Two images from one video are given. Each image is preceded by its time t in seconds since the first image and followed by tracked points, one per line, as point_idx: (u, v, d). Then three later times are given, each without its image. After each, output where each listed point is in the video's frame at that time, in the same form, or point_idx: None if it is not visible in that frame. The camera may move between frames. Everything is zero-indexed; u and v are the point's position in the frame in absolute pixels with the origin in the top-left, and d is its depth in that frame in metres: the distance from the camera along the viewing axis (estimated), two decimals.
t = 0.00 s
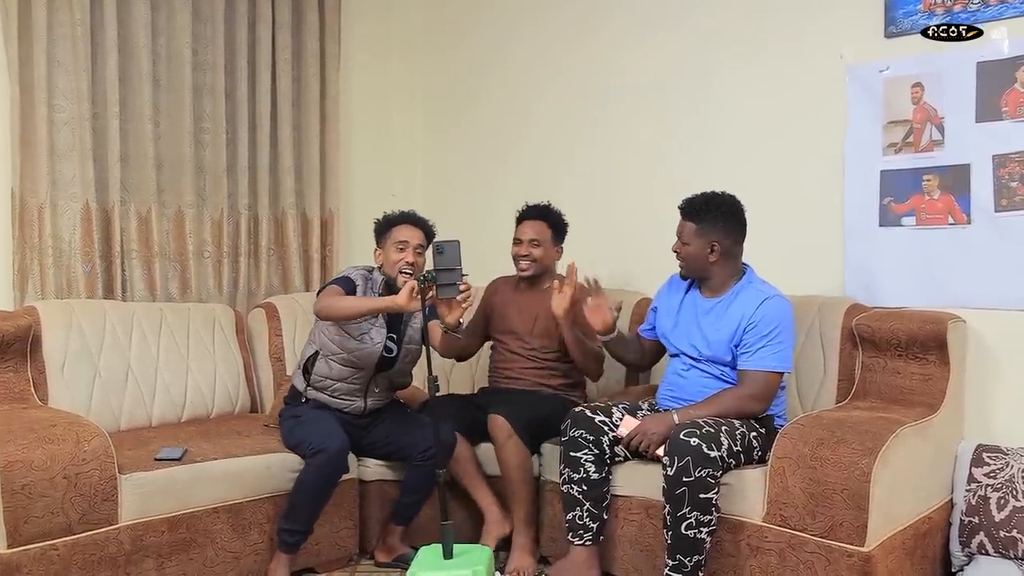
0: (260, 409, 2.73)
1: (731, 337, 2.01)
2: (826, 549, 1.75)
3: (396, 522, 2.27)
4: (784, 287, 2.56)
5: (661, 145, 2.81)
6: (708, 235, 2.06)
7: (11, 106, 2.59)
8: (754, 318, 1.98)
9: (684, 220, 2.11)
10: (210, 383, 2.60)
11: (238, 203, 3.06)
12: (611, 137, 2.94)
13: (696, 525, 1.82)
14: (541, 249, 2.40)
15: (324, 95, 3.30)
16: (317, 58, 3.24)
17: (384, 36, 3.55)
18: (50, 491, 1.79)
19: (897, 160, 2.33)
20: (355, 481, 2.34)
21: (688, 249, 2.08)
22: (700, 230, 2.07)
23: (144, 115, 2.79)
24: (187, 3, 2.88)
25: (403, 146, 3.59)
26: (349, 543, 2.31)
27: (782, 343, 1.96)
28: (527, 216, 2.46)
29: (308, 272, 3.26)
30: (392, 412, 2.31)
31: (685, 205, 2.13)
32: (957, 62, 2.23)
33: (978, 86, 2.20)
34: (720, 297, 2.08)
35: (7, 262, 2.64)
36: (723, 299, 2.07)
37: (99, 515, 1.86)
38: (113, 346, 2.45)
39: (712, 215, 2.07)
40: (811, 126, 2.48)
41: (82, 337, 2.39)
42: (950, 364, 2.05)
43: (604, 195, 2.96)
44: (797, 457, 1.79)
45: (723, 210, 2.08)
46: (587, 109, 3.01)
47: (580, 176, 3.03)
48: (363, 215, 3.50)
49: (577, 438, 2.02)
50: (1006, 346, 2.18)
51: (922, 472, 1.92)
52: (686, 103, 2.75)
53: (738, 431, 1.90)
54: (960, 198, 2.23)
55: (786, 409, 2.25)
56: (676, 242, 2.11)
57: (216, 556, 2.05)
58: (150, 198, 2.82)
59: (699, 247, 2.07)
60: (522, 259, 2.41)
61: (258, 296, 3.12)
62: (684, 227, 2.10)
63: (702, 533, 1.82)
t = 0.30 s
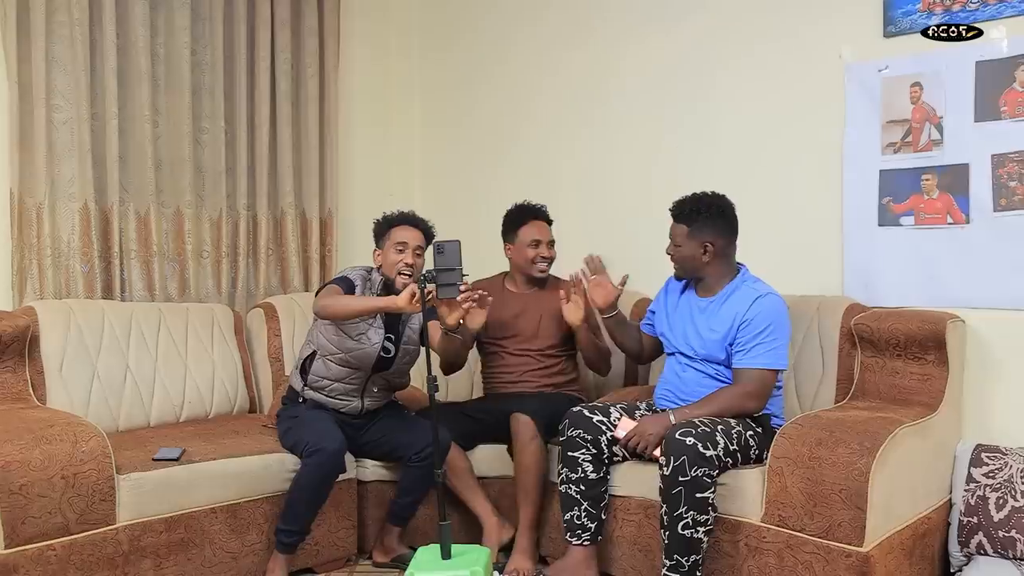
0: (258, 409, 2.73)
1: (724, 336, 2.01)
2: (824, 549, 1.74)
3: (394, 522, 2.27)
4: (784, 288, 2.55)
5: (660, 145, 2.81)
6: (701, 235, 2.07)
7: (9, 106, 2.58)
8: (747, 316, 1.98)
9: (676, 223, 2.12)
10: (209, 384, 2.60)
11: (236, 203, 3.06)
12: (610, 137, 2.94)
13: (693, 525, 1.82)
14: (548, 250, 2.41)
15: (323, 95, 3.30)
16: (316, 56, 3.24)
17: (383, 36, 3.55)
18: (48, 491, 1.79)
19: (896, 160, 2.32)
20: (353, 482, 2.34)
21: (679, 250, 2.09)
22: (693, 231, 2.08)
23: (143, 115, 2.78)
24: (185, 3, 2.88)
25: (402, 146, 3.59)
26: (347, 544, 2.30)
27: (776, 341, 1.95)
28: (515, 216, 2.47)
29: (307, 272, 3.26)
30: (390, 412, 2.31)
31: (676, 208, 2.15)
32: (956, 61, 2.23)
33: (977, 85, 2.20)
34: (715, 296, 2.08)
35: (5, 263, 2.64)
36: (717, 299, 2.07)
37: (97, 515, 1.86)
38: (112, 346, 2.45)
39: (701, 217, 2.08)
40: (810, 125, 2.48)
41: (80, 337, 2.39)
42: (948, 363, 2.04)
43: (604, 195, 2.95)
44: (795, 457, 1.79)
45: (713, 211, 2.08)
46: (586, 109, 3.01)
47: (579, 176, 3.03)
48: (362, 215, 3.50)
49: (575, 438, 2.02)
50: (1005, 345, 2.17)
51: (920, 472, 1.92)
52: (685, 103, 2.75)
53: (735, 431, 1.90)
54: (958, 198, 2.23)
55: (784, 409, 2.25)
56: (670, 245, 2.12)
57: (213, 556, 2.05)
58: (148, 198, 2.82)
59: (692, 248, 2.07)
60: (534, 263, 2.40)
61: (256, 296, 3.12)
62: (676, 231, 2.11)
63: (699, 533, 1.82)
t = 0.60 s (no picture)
0: (255, 409, 2.72)
1: (722, 333, 2.01)
2: (822, 549, 1.74)
3: (390, 522, 2.26)
4: (781, 287, 2.55)
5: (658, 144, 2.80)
6: (703, 235, 2.04)
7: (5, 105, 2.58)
8: (744, 312, 1.98)
9: (665, 235, 2.08)
10: (206, 383, 2.60)
11: (234, 203, 3.05)
12: (608, 135, 2.93)
13: (691, 525, 1.81)
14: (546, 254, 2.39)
15: (321, 95, 3.30)
16: (313, 55, 3.24)
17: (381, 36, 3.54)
18: (43, 491, 1.78)
19: (894, 159, 2.32)
20: (350, 482, 2.33)
21: (682, 259, 2.05)
22: (693, 235, 2.04)
23: (140, 114, 2.78)
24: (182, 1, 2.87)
25: (399, 146, 3.58)
26: (344, 544, 2.30)
27: (772, 337, 1.95)
28: (512, 215, 2.46)
29: (305, 272, 3.26)
30: (388, 412, 2.31)
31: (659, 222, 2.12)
32: (955, 61, 2.22)
33: (975, 84, 2.19)
34: (712, 294, 2.07)
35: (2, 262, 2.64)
36: (714, 296, 2.07)
37: (92, 515, 1.85)
38: (108, 346, 2.44)
39: (692, 221, 2.05)
40: (810, 123, 2.47)
41: (76, 337, 2.38)
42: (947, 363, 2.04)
43: (602, 195, 2.95)
44: (792, 457, 1.79)
45: (700, 213, 2.06)
46: (585, 108, 3.00)
47: (578, 175, 3.02)
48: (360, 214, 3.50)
49: (572, 438, 2.01)
50: (1003, 345, 2.17)
51: (919, 472, 1.91)
52: (683, 102, 2.74)
53: (733, 431, 1.90)
54: (957, 197, 2.22)
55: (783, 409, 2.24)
56: (669, 257, 2.08)
57: (210, 556, 2.04)
58: (145, 198, 2.81)
59: (695, 252, 2.04)
60: (531, 266, 2.39)
61: (254, 296, 3.11)
62: (673, 240, 2.05)
63: (697, 533, 1.81)
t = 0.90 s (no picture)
0: (251, 409, 2.71)
1: (724, 332, 2.00)
2: (822, 549, 1.73)
3: (387, 522, 2.25)
4: (780, 284, 2.54)
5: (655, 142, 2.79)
6: (693, 237, 2.04)
7: None
8: (747, 312, 1.97)
9: (666, 229, 2.10)
10: (201, 382, 2.58)
11: (230, 201, 3.03)
12: (606, 134, 2.92)
13: (690, 525, 1.80)
14: (518, 250, 2.35)
15: (317, 93, 3.29)
16: (310, 53, 3.23)
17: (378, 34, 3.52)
18: (36, 491, 1.77)
19: (893, 157, 2.31)
20: (347, 481, 2.32)
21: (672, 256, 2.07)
22: (687, 235, 2.04)
23: (136, 112, 2.76)
24: None
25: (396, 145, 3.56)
26: (341, 544, 2.28)
27: (775, 337, 1.94)
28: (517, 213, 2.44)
29: (301, 271, 3.24)
30: (385, 411, 2.29)
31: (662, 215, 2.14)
32: (954, 59, 2.21)
33: (975, 82, 2.18)
34: (714, 294, 2.06)
35: None
36: (715, 295, 2.06)
37: (87, 515, 1.84)
38: (103, 344, 2.43)
39: (684, 221, 2.06)
40: (809, 121, 2.46)
41: (71, 336, 2.37)
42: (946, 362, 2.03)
43: (600, 193, 2.94)
44: (791, 456, 1.77)
45: (703, 214, 2.06)
46: (583, 107, 2.99)
47: (575, 173, 3.01)
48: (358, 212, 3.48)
49: (570, 437, 2.00)
50: (1003, 344, 2.16)
51: (918, 471, 1.91)
52: (681, 100, 2.73)
53: (732, 430, 1.88)
54: (956, 195, 2.21)
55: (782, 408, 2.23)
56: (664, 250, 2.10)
57: (205, 556, 2.03)
58: (141, 196, 2.79)
59: (684, 252, 2.05)
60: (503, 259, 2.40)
61: (250, 295, 3.09)
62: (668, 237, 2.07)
63: (696, 532, 1.80)
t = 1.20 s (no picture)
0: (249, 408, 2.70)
1: (725, 332, 1.99)
2: (820, 549, 1.72)
3: (384, 522, 2.24)
4: (779, 284, 2.53)
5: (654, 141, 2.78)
6: (711, 235, 2.02)
7: None
8: (749, 312, 1.96)
9: (673, 231, 2.05)
10: (199, 382, 2.57)
11: (228, 201, 3.03)
12: (604, 133, 2.91)
13: (688, 525, 1.79)
14: (523, 245, 2.37)
15: (315, 92, 3.28)
16: (308, 52, 3.23)
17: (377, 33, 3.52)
18: (32, 490, 1.76)
19: (893, 157, 2.30)
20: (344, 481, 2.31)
21: (690, 257, 2.02)
22: (704, 233, 2.01)
23: (134, 111, 2.76)
24: None
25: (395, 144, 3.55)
26: (338, 544, 2.27)
27: (776, 337, 1.94)
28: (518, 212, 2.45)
29: (300, 270, 3.23)
30: (382, 411, 2.29)
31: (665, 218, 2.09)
32: (954, 58, 2.21)
33: (974, 81, 2.18)
34: (715, 294, 2.05)
35: None
36: (716, 295, 2.05)
37: (82, 515, 1.83)
38: (99, 344, 2.42)
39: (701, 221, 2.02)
40: (808, 120, 2.45)
41: (67, 335, 2.36)
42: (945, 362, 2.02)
43: (599, 193, 2.93)
44: (790, 456, 1.77)
45: (714, 212, 2.04)
46: (582, 106, 2.98)
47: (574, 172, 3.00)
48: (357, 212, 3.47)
49: (568, 437, 2.00)
50: (1002, 343, 2.15)
51: (917, 471, 1.90)
52: (681, 99, 2.72)
53: (731, 430, 1.88)
54: (956, 194, 2.21)
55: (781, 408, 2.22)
56: (674, 254, 2.04)
57: (201, 556, 2.02)
58: (138, 195, 2.79)
59: (702, 251, 2.01)
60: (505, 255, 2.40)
61: (248, 294, 3.09)
62: (681, 237, 2.02)
63: (693, 532, 1.80)
